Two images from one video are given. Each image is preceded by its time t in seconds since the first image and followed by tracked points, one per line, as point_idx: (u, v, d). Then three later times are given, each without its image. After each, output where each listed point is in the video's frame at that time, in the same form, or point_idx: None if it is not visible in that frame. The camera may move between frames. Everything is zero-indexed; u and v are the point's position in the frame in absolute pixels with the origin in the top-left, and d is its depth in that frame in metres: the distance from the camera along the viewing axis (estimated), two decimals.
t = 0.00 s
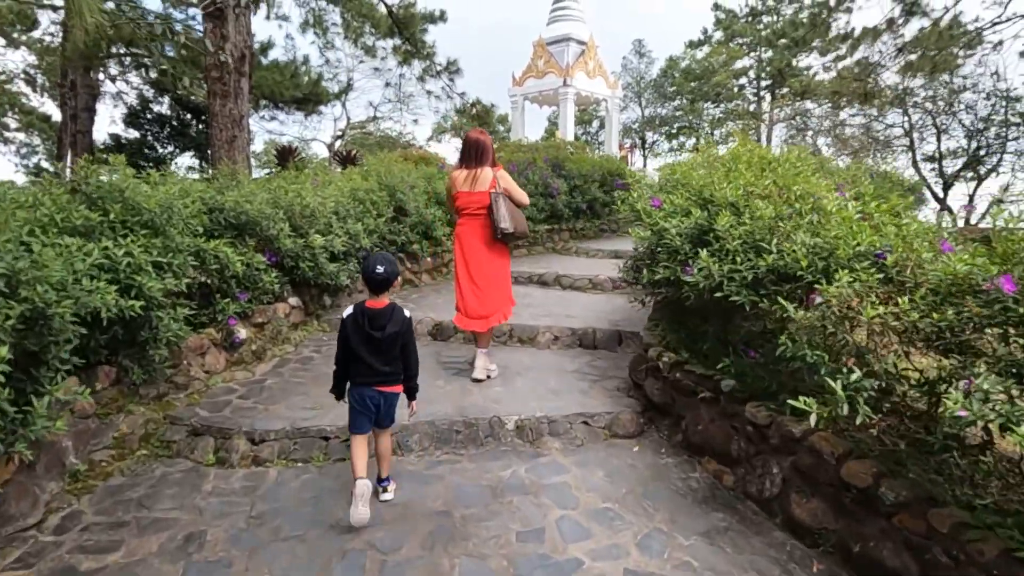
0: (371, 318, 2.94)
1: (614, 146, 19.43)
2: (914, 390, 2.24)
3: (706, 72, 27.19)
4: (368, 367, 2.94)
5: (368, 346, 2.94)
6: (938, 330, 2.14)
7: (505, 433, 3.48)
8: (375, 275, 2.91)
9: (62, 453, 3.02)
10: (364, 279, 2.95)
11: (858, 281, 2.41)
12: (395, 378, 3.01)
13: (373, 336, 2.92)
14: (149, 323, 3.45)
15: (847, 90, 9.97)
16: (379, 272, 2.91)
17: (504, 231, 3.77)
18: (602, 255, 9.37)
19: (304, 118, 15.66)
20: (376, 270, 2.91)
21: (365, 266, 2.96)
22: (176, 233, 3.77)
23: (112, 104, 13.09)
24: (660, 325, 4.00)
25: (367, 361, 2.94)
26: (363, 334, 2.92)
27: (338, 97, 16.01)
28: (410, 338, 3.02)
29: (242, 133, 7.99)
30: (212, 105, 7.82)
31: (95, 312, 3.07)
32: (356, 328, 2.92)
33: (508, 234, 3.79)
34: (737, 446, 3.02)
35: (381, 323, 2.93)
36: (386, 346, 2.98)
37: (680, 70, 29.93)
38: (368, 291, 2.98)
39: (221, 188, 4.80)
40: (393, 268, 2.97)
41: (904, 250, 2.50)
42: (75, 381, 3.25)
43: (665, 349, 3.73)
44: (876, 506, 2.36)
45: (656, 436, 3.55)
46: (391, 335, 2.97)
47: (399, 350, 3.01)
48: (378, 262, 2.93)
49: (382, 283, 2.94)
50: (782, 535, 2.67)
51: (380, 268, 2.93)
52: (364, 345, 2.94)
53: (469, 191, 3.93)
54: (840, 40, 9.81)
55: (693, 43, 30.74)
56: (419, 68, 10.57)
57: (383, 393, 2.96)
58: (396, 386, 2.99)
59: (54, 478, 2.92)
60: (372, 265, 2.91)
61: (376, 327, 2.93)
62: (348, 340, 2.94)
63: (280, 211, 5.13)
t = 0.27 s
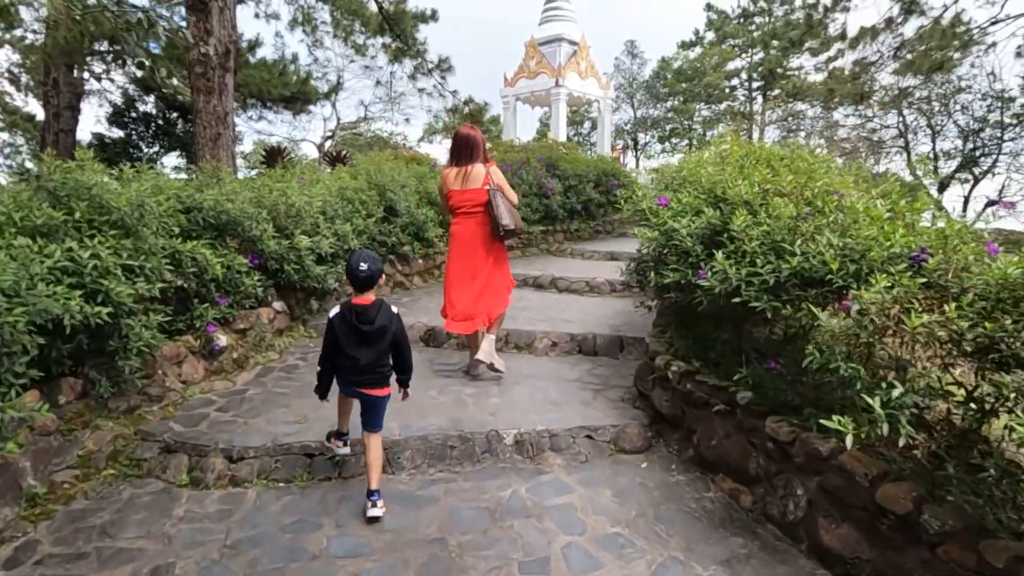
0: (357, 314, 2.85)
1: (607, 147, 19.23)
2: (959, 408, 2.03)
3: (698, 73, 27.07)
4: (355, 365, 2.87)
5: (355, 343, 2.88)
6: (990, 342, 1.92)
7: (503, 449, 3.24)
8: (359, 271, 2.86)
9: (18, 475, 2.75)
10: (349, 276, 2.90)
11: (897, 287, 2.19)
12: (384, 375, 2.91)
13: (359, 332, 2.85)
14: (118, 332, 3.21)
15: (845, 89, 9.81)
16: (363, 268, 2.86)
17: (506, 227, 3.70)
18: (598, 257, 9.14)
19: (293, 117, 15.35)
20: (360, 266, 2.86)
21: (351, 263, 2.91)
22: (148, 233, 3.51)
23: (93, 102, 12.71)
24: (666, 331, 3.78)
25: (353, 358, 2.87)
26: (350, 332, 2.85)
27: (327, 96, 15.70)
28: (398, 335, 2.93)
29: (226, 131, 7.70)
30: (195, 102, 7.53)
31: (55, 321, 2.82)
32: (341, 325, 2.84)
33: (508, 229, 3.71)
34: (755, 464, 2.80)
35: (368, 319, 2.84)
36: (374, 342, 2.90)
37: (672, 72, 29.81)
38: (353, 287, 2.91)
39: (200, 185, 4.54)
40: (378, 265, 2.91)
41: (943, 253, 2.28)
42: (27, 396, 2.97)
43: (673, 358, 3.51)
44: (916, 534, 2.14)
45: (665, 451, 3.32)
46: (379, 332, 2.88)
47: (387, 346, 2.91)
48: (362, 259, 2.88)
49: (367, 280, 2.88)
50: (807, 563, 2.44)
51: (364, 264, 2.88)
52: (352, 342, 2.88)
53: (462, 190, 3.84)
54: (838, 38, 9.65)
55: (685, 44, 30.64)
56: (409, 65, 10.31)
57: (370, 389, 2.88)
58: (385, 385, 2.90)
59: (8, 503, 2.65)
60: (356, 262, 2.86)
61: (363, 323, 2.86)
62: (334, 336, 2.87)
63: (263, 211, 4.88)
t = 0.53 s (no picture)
0: (335, 307, 2.84)
1: (597, 149, 19.06)
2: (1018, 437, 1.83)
3: (688, 74, 27.00)
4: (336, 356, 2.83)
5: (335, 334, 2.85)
6: None
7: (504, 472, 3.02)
8: (338, 262, 2.85)
9: None
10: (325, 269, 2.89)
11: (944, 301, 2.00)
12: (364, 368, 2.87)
13: (340, 322, 2.83)
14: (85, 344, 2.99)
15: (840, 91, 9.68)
16: (342, 259, 2.86)
17: (508, 230, 3.52)
18: (591, 260, 8.94)
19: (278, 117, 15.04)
20: (338, 259, 2.86)
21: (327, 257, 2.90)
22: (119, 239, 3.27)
23: (71, 100, 12.33)
24: (673, 342, 3.57)
25: (333, 349, 2.83)
26: (329, 323, 2.82)
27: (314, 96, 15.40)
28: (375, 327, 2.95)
29: (209, 130, 7.42)
30: (176, 101, 7.25)
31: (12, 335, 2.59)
32: (320, 319, 2.82)
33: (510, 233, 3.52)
34: (777, 490, 2.59)
35: (346, 311, 2.83)
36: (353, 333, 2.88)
37: (661, 73, 29.73)
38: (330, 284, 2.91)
39: (177, 187, 4.28)
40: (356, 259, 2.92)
41: (991, 265, 2.09)
42: None
43: (683, 372, 3.30)
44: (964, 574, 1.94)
45: (676, 473, 3.11)
46: (358, 322, 2.88)
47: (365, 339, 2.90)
48: (340, 253, 2.88)
49: (345, 273, 2.87)
50: None
51: (342, 258, 2.87)
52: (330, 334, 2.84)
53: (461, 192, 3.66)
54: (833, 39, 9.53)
55: (674, 46, 30.57)
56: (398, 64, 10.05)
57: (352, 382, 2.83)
58: (366, 376, 2.88)
59: None
60: (334, 255, 2.85)
61: (343, 314, 2.84)
62: (313, 332, 2.84)
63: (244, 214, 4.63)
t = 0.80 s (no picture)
0: (324, 270, 3.00)
1: (587, 149, 18.89)
2: None
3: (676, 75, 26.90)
4: (324, 317, 2.97)
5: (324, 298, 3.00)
6: None
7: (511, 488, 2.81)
8: (327, 230, 3.01)
9: None
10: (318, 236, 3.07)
11: (1011, 302, 1.81)
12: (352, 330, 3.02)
13: (328, 285, 2.97)
14: (51, 347, 2.77)
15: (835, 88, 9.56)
16: (331, 225, 3.01)
17: (518, 231, 3.54)
18: (586, 260, 8.76)
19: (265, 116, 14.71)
20: (329, 224, 3.01)
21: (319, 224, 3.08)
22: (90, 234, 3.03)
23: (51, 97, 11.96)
24: (685, 345, 3.37)
25: (321, 311, 2.97)
26: (319, 286, 2.98)
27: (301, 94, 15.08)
28: (364, 290, 3.08)
29: (192, 126, 7.15)
30: (157, 94, 6.97)
31: None
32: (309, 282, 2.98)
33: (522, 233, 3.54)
34: (806, 506, 2.40)
35: (334, 274, 2.99)
36: (341, 296, 3.03)
37: (650, 73, 29.63)
38: (324, 247, 3.08)
39: (155, 181, 4.03)
40: (347, 225, 3.09)
41: None
42: None
43: (697, 377, 3.11)
44: None
45: (692, 485, 2.91)
46: (346, 285, 3.03)
47: (354, 301, 3.05)
48: (332, 218, 3.03)
49: (336, 238, 3.04)
50: None
51: (333, 223, 3.03)
52: (320, 297, 3.00)
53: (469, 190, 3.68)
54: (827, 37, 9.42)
55: (662, 47, 30.54)
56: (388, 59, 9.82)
57: (339, 344, 2.97)
58: (355, 338, 3.00)
59: None
60: (325, 221, 3.01)
61: (331, 277, 2.99)
62: (303, 294, 3.00)
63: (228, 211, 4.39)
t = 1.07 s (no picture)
0: (334, 275, 2.92)
1: (577, 149, 18.71)
2: None
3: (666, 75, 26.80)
4: (333, 323, 2.93)
5: (333, 302, 2.94)
6: None
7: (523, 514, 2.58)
8: (336, 233, 2.93)
9: None
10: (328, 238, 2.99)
11: None
12: (362, 335, 2.96)
13: (337, 291, 2.92)
14: (18, 364, 2.53)
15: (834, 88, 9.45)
16: (341, 228, 2.93)
17: (537, 232, 3.60)
18: (582, 262, 8.56)
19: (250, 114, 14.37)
20: (339, 227, 2.92)
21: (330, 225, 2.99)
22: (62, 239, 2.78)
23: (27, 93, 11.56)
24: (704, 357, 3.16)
25: (330, 317, 2.92)
26: (329, 291, 2.92)
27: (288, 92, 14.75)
28: (374, 295, 3.00)
29: (176, 123, 6.86)
30: (140, 91, 6.67)
31: None
32: (318, 286, 2.90)
33: (540, 235, 3.59)
34: (850, 538, 2.20)
35: (344, 280, 2.92)
36: (351, 301, 2.96)
37: (639, 74, 29.53)
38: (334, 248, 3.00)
39: (134, 180, 3.77)
40: (358, 227, 2.98)
41: None
42: None
43: (720, 392, 2.90)
44: None
45: (717, 510, 2.70)
46: (356, 291, 2.95)
47: (363, 307, 2.97)
48: (341, 220, 2.94)
49: (346, 240, 2.95)
50: None
51: (342, 226, 2.94)
52: (329, 302, 2.94)
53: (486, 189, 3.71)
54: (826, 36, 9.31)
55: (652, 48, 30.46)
56: (378, 56, 9.57)
57: (348, 349, 2.93)
58: (364, 344, 2.95)
59: None
60: (335, 224, 2.92)
61: (340, 283, 2.93)
62: (311, 297, 2.94)
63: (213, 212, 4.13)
